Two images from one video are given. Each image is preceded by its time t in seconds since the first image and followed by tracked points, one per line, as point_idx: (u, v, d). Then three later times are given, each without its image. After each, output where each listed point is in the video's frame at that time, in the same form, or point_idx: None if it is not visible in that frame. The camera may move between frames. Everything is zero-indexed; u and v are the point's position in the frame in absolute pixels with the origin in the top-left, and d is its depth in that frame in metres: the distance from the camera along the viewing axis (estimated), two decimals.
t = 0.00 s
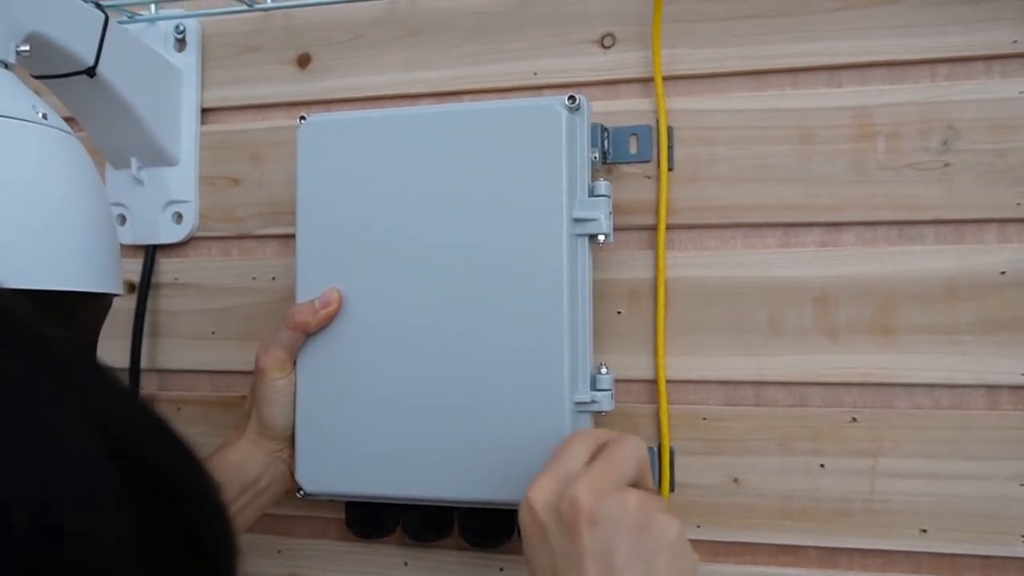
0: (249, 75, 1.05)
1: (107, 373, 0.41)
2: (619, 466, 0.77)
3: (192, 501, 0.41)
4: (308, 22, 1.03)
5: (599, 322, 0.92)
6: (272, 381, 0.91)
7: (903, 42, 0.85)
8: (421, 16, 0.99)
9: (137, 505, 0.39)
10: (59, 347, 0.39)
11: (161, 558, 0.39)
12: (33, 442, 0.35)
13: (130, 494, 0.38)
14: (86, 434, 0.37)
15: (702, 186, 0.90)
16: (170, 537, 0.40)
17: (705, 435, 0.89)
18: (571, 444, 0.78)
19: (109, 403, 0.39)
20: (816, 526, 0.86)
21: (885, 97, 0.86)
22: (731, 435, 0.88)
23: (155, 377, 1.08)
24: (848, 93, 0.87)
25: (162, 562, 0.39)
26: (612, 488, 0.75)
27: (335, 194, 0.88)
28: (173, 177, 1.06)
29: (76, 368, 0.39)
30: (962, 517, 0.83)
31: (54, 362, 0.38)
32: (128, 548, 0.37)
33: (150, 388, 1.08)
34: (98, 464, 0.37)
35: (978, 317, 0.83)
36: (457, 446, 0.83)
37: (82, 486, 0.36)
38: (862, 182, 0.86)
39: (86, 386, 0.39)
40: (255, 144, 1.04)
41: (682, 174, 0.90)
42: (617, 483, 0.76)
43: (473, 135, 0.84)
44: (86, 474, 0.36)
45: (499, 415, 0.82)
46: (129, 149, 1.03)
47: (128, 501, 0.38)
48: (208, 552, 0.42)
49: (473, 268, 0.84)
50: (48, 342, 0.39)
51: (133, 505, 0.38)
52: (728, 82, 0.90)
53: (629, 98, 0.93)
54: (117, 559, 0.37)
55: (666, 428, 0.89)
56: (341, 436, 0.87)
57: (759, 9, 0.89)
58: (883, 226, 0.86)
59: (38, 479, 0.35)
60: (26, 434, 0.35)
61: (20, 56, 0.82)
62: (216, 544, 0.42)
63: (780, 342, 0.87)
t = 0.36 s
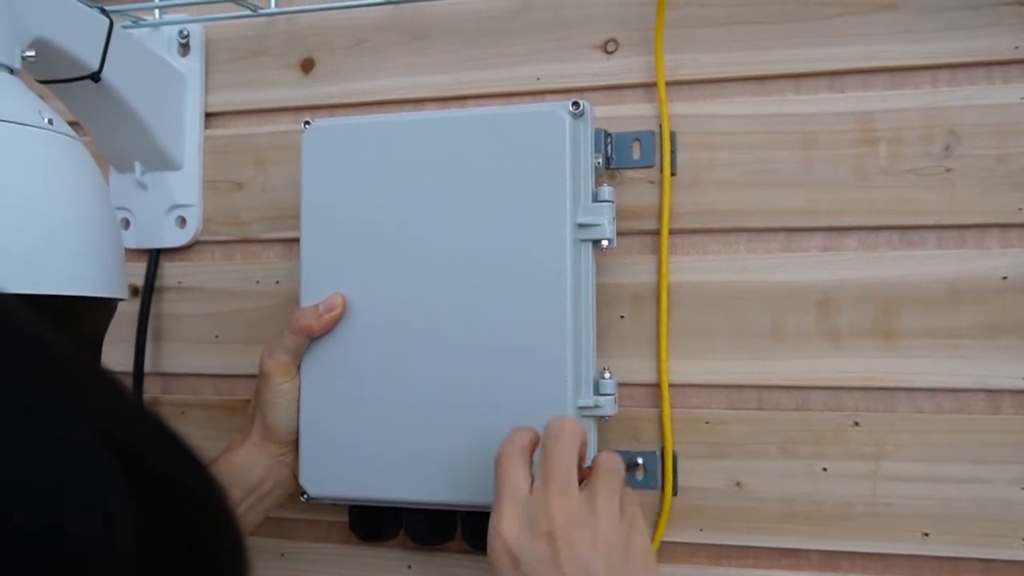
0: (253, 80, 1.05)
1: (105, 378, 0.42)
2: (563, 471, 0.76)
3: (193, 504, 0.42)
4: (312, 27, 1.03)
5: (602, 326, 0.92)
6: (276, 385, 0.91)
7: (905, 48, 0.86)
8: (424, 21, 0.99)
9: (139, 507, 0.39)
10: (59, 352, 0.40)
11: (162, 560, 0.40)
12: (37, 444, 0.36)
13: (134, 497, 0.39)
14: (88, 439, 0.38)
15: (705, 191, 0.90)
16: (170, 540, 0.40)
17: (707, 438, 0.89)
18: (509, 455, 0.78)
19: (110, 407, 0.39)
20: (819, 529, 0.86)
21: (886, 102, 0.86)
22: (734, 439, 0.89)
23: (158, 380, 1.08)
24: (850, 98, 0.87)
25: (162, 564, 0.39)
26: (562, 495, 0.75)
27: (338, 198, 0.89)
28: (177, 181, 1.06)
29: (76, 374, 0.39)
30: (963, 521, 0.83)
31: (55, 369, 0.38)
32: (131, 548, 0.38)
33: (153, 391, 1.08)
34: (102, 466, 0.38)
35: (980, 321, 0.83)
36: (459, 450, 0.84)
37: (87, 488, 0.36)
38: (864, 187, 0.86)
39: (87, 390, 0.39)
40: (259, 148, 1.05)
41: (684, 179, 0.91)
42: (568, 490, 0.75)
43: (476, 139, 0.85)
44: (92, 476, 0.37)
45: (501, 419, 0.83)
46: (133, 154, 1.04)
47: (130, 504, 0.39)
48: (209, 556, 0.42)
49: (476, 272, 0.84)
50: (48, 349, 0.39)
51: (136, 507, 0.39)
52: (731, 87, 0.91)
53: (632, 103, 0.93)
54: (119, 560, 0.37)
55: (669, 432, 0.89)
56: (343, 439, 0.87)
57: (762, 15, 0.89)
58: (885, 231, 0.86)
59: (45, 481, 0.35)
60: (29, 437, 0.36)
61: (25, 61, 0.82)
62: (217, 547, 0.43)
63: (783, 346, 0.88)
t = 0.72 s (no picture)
0: (253, 81, 1.06)
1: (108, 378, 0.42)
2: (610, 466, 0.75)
3: (193, 505, 0.42)
4: (311, 29, 1.03)
5: (602, 327, 0.92)
6: (276, 387, 0.92)
7: (903, 50, 0.86)
8: (424, 23, 0.99)
9: (140, 506, 0.39)
10: (58, 353, 0.40)
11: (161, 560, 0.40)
12: (38, 444, 0.36)
13: (134, 497, 0.39)
14: (87, 439, 0.38)
15: (704, 192, 0.90)
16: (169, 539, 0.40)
17: (707, 439, 0.89)
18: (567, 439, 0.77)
19: (111, 407, 0.40)
20: (818, 529, 0.86)
21: (885, 104, 0.86)
22: (733, 439, 0.89)
23: (159, 382, 1.08)
24: (848, 100, 0.87)
25: (162, 565, 0.40)
26: (606, 491, 0.74)
27: (338, 200, 0.89)
28: (177, 183, 1.06)
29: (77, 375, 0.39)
30: (962, 522, 0.84)
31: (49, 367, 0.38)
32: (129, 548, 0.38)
33: (154, 393, 1.08)
34: (102, 466, 0.38)
35: (979, 322, 0.84)
36: (459, 451, 0.84)
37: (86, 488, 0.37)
38: (863, 189, 0.87)
39: (87, 391, 0.39)
40: (259, 150, 1.05)
41: (683, 180, 0.91)
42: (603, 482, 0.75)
43: (476, 141, 0.85)
44: (92, 476, 0.37)
45: (501, 420, 0.83)
46: (133, 156, 1.04)
47: (129, 504, 0.39)
48: (209, 556, 0.42)
49: (475, 274, 0.84)
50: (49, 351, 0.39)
51: (136, 507, 0.39)
52: (730, 89, 0.91)
53: (631, 105, 0.94)
54: (119, 561, 0.37)
55: (669, 433, 0.89)
56: (343, 439, 0.88)
57: (760, 17, 0.90)
58: (884, 232, 0.87)
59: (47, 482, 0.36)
60: (29, 437, 0.36)
61: (26, 63, 0.82)
62: (215, 548, 0.43)
63: (782, 346, 0.88)
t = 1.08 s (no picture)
0: (252, 77, 1.05)
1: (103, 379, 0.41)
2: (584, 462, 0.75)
3: (187, 506, 0.42)
4: (310, 24, 1.03)
5: (602, 323, 0.92)
6: (275, 384, 0.91)
7: (905, 46, 0.86)
8: (424, 18, 0.99)
9: (130, 508, 0.39)
10: (54, 352, 0.39)
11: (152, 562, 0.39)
12: (30, 443, 0.35)
13: (123, 498, 0.39)
14: (83, 439, 0.38)
15: (705, 188, 0.90)
16: (162, 541, 0.40)
17: (707, 436, 0.89)
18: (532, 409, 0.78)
19: (107, 406, 0.39)
20: (817, 526, 0.86)
21: (887, 100, 0.86)
22: (733, 436, 0.89)
23: (156, 379, 1.08)
24: (849, 97, 0.87)
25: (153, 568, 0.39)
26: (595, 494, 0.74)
27: (338, 196, 0.88)
28: (175, 179, 1.06)
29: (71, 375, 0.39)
30: (963, 519, 0.83)
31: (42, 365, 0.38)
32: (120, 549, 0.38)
33: (151, 390, 1.08)
34: (92, 467, 0.37)
35: (979, 319, 0.83)
36: (459, 449, 0.84)
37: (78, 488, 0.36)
38: (864, 185, 0.86)
39: (84, 389, 0.39)
40: (257, 146, 1.04)
41: (684, 176, 0.91)
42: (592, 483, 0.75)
43: (476, 138, 0.85)
44: (81, 477, 0.37)
45: (501, 418, 0.83)
46: (131, 152, 1.03)
47: (123, 504, 0.38)
48: (197, 559, 0.42)
49: (475, 271, 0.84)
50: (46, 350, 0.39)
51: (124, 509, 0.38)
52: (730, 85, 0.91)
53: (632, 101, 0.93)
54: (105, 563, 0.37)
55: (669, 430, 0.89)
56: (342, 437, 0.87)
57: (761, 13, 0.89)
58: (885, 229, 0.86)
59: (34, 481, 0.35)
60: (27, 435, 0.35)
61: (24, 58, 0.82)
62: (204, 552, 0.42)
63: (783, 343, 0.88)
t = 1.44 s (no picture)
0: (254, 73, 1.05)
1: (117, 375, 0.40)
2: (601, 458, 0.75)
3: (205, 507, 0.40)
4: (313, 20, 1.02)
5: (606, 321, 0.92)
6: (278, 381, 0.91)
7: (910, 44, 0.86)
8: (427, 15, 0.99)
9: (148, 510, 0.37)
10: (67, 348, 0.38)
11: (165, 565, 0.37)
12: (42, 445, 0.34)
13: (141, 499, 0.37)
14: (95, 438, 0.36)
15: (710, 186, 0.90)
16: (176, 543, 0.38)
17: (711, 434, 0.89)
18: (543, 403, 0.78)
19: (118, 403, 0.38)
20: (821, 524, 0.86)
21: (892, 98, 0.86)
22: (737, 434, 0.89)
23: (158, 376, 1.08)
24: (854, 94, 0.87)
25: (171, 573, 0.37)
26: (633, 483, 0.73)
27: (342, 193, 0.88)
28: (178, 175, 1.06)
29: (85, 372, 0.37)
30: (966, 517, 0.83)
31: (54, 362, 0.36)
32: (135, 551, 0.36)
33: (153, 387, 1.08)
34: (109, 468, 0.36)
35: (984, 317, 0.83)
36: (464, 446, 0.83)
37: (90, 485, 0.35)
38: (869, 184, 0.86)
39: (97, 386, 0.37)
40: (260, 143, 1.04)
41: (688, 174, 0.91)
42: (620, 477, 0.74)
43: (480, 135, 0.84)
44: (96, 478, 0.35)
45: (505, 415, 0.83)
46: (133, 147, 1.03)
47: (142, 506, 0.37)
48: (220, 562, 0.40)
49: (480, 268, 0.84)
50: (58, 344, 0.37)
51: (142, 511, 0.37)
52: (735, 83, 0.91)
53: (636, 98, 0.93)
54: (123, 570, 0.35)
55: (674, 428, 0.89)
56: (346, 435, 0.87)
57: (766, 10, 0.89)
58: (890, 227, 0.86)
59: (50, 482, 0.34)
60: (40, 435, 0.34)
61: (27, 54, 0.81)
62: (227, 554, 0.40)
63: (787, 340, 0.88)
